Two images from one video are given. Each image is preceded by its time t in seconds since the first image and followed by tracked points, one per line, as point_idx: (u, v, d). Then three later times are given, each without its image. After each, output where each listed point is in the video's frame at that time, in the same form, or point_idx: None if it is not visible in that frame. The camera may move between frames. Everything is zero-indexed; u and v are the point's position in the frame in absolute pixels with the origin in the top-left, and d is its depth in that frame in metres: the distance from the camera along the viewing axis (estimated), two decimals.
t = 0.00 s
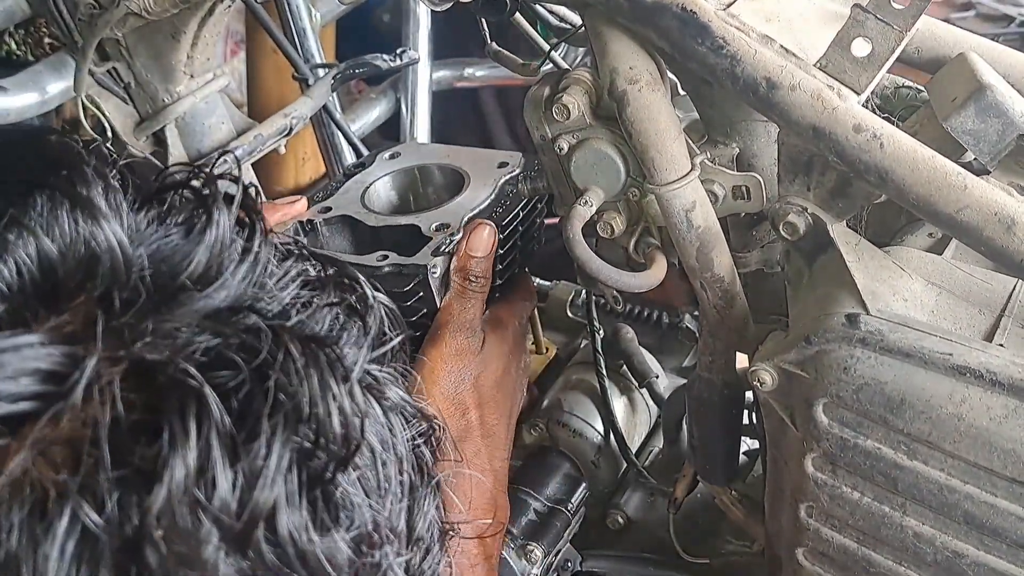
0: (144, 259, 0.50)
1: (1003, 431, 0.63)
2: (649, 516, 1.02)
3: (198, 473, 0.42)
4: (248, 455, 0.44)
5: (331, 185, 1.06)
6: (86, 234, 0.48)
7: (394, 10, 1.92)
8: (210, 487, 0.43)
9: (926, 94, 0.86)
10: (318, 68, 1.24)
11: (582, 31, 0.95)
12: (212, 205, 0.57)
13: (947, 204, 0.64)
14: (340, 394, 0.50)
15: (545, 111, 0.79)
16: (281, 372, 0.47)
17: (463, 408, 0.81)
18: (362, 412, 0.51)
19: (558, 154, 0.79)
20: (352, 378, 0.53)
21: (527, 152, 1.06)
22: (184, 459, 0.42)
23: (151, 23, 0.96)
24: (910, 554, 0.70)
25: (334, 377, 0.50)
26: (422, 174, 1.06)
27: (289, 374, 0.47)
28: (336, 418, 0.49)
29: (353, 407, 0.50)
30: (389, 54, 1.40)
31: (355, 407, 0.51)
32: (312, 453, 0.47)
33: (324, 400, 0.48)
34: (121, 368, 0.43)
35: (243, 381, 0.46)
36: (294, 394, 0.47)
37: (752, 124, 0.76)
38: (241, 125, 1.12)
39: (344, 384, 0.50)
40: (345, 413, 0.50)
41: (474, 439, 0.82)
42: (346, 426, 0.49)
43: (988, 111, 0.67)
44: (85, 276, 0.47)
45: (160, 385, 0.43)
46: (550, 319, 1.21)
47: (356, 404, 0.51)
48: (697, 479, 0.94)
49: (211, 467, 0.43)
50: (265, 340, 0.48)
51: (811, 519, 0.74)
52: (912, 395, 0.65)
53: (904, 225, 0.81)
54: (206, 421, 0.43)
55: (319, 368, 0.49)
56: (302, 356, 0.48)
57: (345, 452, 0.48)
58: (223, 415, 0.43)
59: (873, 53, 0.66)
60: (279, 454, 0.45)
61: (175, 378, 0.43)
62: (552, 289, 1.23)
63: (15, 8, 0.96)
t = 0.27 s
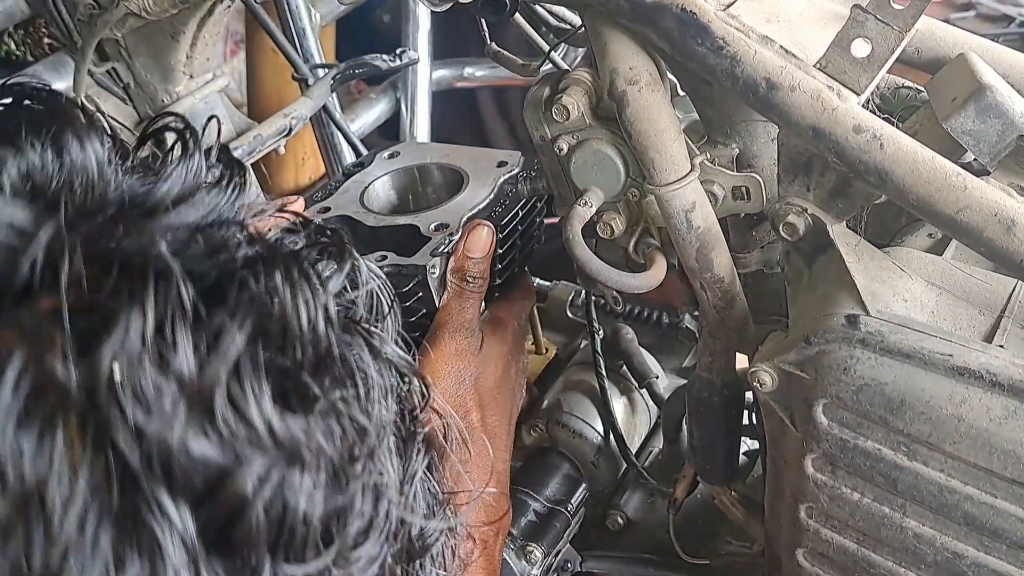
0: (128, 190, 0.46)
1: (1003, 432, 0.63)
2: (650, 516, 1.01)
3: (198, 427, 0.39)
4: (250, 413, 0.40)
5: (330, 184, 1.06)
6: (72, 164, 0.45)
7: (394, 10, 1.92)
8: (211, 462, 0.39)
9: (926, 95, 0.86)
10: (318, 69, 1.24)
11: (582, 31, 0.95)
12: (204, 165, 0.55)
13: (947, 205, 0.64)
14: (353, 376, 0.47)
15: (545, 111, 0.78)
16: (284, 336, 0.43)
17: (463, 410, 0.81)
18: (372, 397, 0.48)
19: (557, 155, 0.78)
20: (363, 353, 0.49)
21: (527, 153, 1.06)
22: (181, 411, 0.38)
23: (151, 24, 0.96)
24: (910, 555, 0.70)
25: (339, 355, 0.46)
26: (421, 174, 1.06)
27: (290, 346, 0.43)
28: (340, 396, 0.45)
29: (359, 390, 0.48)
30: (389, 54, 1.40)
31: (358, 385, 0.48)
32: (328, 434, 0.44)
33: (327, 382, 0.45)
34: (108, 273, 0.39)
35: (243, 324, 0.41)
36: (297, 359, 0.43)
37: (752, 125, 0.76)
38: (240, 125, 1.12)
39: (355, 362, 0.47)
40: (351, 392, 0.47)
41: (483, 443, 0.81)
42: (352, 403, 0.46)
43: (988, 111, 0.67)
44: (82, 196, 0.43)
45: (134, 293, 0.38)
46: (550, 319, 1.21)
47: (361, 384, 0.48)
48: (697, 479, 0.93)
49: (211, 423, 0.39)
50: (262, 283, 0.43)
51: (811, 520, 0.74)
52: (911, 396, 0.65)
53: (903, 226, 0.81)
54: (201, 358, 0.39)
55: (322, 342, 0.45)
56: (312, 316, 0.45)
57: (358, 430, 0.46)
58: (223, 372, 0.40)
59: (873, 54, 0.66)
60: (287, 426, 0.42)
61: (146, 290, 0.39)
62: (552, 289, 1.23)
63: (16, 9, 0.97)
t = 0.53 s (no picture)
0: (128, 190, 0.48)
1: (1003, 434, 0.63)
2: (649, 517, 1.01)
3: (214, 449, 0.41)
4: (265, 440, 0.43)
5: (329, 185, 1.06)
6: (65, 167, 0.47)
7: (394, 10, 1.91)
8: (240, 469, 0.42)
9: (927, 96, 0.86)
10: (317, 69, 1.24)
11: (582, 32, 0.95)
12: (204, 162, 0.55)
13: (947, 207, 0.64)
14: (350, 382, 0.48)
15: (545, 113, 0.78)
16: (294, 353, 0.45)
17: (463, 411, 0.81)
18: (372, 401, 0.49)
19: (557, 156, 0.78)
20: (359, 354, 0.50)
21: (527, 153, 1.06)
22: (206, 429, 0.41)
23: (150, 24, 0.96)
24: (910, 557, 0.70)
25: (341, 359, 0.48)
26: (419, 175, 1.06)
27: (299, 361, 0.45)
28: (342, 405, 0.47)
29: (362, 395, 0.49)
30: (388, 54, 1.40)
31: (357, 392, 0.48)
32: (336, 446, 0.46)
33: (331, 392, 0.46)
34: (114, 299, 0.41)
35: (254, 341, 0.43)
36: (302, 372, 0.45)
37: (752, 126, 0.76)
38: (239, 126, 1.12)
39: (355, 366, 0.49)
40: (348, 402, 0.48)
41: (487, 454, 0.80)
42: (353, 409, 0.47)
43: (989, 112, 0.67)
44: (90, 206, 0.45)
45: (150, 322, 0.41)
46: (550, 320, 1.21)
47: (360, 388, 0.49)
48: (697, 481, 0.93)
49: (228, 447, 0.42)
50: (273, 297, 0.45)
51: (811, 522, 0.74)
52: (912, 398, 0.65)
53: (903, 227, 0.82)
54: (220, 383, 0.42)
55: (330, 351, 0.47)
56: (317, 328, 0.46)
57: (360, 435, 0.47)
58: (242, 405, 0.42)
59: (873, 55, 0.66)
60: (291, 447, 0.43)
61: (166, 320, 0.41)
62: (552, 290, 1.23)
63: (14, 10, 0.97)
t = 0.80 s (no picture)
0: (131, 214, 0.47)
1: (1007, 434, 0.63)
2: (651, 519, 1.02)
3: (231, 491, 0.40)
4: (282, 475, 0.41)
5: (329, 182, 1.06)
6: (65, 193, 0.45)
7: (394, 6, 1.89)
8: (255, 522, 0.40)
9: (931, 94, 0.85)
10: (317, 67, 1.24)
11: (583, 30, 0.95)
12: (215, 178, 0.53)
13: (951, 206, 0.64)
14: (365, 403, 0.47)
15: (546, 110, 0.78)
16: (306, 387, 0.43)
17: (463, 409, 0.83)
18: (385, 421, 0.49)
19: (558, 154, 0.78)
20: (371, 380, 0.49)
21: (528, 151, 1.05)
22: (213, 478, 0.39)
23: (149, 23, 0.96)
24: (913, 557, 0.70)
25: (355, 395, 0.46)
26: (419, 173, 1.06)
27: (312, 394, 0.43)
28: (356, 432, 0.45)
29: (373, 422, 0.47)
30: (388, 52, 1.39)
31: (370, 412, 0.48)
32: (350, 475, 0.45)
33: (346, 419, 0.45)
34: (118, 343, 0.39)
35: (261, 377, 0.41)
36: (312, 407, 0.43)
37: (755, 124, 0.75)
38: (238, 124, 1.11)
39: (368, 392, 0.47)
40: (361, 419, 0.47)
41: (482, 448, 0.82)
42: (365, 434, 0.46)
43: (993, 110, 0.66)
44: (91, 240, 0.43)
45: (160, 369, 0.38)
46: (550, 320, 1.20)
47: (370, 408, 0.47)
48: (698, 481, 0.93)
49: (244, 489, 0.40)
50: (286, 331, 0.42)
51: (814, 522, 0.73)
52: (915, 397, 0.65)
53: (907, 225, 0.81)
54: (233, 424, 0.40)
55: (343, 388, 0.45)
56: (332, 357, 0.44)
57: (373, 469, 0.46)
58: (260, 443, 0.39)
59: (876, 53, 0.66)
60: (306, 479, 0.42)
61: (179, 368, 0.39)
62: (552, 289, 1.22)
63: (11, 9, 0.93)
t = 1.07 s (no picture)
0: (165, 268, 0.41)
1: (1007, 436, 0.63)
2: (651, 520, 1.01)
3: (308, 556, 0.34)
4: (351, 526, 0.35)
5: (328, 182, 1.06)
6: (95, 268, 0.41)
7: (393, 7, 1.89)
8: (328, 570, 0.33)
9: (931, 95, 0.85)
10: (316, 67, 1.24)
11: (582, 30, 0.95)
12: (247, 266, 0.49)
13: (951, 207, 0.64)
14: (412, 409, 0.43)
15: (545, 111, 0.78)
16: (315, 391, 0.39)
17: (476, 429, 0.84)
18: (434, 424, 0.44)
19: (557, 155, 0.78)
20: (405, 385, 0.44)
21: (527, 151, 1.05)
22: (251, 496, 0.34)
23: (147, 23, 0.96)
24: (913, 559, 0.69)
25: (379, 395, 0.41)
26: (419, 173, 1.06)
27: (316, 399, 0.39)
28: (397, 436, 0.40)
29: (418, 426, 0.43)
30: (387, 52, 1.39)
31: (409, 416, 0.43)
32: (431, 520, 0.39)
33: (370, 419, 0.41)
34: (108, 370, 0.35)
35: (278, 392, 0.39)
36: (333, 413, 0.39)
37: (754, 124, 0.75)
38: (238, 124, 1.11)
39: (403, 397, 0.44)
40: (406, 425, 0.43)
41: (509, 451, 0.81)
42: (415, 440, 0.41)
43: (993, 110, 0.66)
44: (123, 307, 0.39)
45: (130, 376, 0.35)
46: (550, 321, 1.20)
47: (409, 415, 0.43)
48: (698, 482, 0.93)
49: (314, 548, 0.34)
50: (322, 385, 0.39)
51: (814, 524, 0.73)
52: (915, 399, 0.65)
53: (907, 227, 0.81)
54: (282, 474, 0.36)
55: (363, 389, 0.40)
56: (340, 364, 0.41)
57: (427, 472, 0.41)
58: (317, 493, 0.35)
59: (875, 53, 0.66)
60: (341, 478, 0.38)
61: (143, 373, 0.35)
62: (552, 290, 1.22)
63: (11, 9, 0.93)
